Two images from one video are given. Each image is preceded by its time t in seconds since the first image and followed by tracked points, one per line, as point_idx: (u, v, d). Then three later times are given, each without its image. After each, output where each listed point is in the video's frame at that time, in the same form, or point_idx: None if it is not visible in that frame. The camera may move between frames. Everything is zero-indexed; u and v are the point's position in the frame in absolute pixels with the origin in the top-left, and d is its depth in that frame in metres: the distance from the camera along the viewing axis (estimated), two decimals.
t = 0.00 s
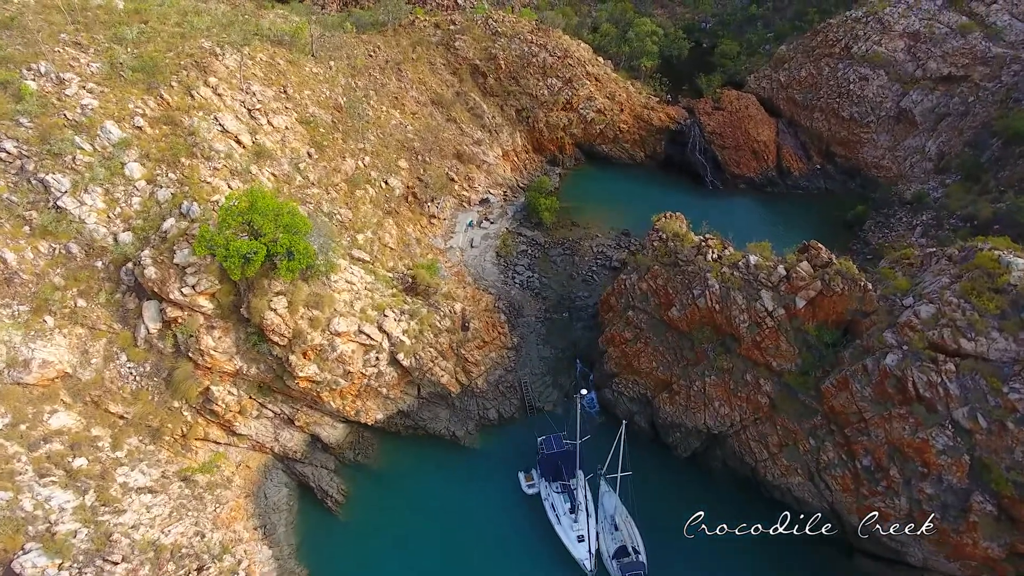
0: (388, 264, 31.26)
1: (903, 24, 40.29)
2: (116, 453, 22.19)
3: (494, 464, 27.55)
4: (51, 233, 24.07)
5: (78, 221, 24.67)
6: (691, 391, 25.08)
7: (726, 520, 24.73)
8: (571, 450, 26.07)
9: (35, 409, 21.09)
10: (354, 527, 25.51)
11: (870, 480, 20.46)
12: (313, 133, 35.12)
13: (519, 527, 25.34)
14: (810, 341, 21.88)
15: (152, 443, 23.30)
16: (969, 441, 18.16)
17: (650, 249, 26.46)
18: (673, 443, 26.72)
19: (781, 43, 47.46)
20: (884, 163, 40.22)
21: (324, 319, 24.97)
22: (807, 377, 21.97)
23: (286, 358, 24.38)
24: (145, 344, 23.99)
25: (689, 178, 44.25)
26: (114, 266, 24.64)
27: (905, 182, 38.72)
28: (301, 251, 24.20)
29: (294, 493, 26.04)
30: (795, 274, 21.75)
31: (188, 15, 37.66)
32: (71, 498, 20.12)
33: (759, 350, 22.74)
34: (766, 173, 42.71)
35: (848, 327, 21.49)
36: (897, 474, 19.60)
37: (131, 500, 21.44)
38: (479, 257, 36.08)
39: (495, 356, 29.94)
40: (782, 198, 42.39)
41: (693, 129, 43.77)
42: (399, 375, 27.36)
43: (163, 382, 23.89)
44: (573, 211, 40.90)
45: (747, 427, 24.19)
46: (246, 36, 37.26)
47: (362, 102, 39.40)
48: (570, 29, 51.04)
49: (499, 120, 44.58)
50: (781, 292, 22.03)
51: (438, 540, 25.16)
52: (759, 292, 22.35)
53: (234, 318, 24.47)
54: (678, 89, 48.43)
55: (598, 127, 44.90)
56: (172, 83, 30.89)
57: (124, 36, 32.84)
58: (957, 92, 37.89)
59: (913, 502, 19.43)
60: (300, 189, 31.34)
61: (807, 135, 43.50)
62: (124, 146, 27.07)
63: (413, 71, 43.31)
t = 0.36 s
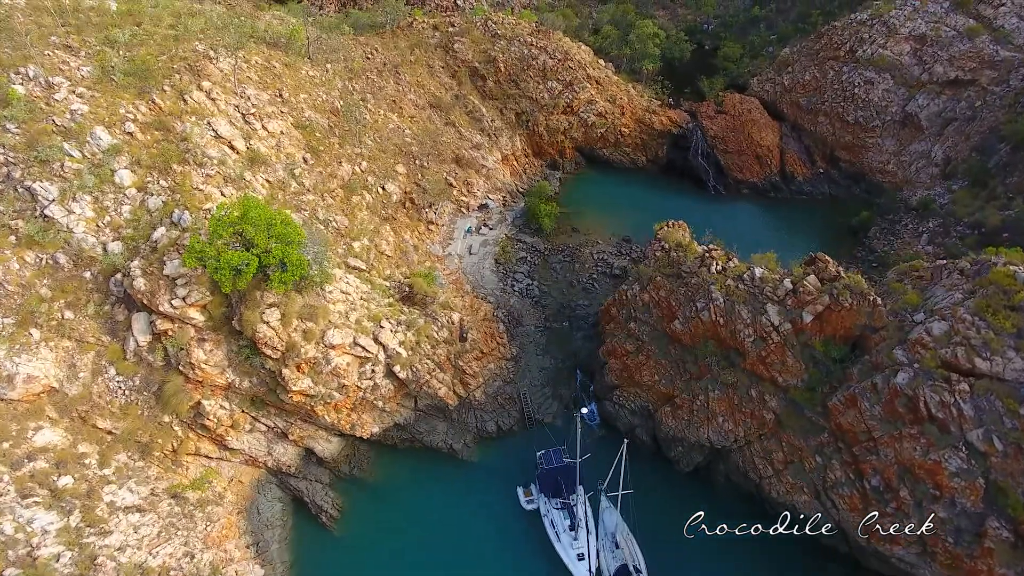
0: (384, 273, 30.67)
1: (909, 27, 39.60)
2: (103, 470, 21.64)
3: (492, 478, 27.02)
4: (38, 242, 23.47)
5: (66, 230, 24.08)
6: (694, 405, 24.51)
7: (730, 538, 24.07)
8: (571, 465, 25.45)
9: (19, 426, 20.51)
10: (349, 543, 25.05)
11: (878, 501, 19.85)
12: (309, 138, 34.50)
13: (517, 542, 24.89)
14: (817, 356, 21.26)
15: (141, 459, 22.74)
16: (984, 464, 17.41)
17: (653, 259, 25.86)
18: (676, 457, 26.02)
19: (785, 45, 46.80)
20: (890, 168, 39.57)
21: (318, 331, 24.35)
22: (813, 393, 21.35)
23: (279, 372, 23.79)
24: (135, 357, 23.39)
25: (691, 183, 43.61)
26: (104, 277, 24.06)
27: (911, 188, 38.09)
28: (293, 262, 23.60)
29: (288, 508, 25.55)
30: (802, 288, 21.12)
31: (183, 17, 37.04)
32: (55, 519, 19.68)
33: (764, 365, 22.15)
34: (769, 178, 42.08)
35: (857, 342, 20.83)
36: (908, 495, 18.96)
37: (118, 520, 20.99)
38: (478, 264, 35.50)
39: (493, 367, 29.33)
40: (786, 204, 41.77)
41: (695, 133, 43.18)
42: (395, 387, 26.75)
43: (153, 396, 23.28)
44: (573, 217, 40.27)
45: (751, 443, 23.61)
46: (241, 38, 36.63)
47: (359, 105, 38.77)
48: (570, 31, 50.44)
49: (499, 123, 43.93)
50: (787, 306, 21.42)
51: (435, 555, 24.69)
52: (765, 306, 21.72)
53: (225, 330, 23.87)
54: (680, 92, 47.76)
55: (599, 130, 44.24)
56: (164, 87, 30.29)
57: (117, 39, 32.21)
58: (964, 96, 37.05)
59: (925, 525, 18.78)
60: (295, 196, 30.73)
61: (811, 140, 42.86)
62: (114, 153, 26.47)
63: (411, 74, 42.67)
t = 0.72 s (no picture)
0: (382, 282, 30.05)
1: (916, 30, 38.87)
2: (91, 489, 21.05)
3: (492, 493, 26.47)
4: (24, 253, 22.83)
5: (54, 240, 23.45)
6: (698, 421, 23.83)
7: (735, 561, 23.44)
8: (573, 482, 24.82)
9: (3, 445, 19.90)
10: (345, 560, 24.49)
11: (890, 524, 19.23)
12: (305, 143, 33.88)
13: (517, 560, 24.33)
14: (826, 373, 20.60)
15: (131, 476, 22.15)
16: (1002, 490, 16.75)
17: (656, 271, 25.23)
18: (679, 473, 25.44)
19: (789, 48, 46.15)
20: (896, 173, 38.90)
21: (313, 345, 23.74)
22: (822, 411, 20.71)
23: (273, 387, 23.20)
24: (125, 372, 22.77)
25: (694, 188, 42.98)
26: (93, 289, 23.45)
27: (918, 194, 37.57)
28: (287, 274, 22.97)
29: (282, 524, 24.99)
30: (811, 303, 20.46)
31: (177, 19, 36.38)
32: (38, 543, 19.13)
33: (771, 381, 21.54)
34: (773, 184, 41.36)
35: (867, 359, 20.20)
36: (921, 519, 18.31)
37: (105, 542, 20.43)
38: (478, 272, 34.90)
39: (493, 379, 28.70)
40: (790, 210, 41.16)
41: (698, 138, 42.54)
42: (392, 401, 26.15)
43: (143, 411, 22.65)
44: (575, 223, 39.63)
45: (757, 460, 22.92)
46: (237, 41, 36.00)
47: (357, 109, 38.14)
48: (571, 34, 49.82)
49: (499, 127, 43.27)
50: (795, 321, 20.76)
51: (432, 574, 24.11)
52: (772, 321, 21.08)
53: (218, 343, 23.25)
54: (683, 96, 47.07)
55: (601, 134, 43.58)
56: (157, 92, 29.65)
57: (109, 42, 31.56)
58: (972, 100, 36.49)
59: (938, 550, 18.16)
60: (290, 204, 30.12)
61: (816, 144, 42.12)
62: (105, 160, 25.86)
63: (410, 77, 42.03)
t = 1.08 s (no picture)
0: (380, 291, 29.43)
1: (924, 33, 38.13)
2: (78, 510, 20.45)
3: (492, 509, 25.85)
4: (10, 265, 22.18)
5: (42, 251, 22.81)
6: (703, 437, 23.16)
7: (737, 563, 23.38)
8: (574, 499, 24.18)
9: None
10: None
11: (903, 549, 18.56)
12: (302, 149, 33.20)
13: None
14: (836, 391, 19.93)
15: (120, 495, 21.54)
16: None
17: (661, 283, 24.60)
18: (684, 490, 24.76)
19: (794, 51, 45.46)
20: (903, 179, 38.20)
21: (307, 359, 23.10)
22: (832, 431, 20.05)
23: (266, 403, 22.58)
24: (114, 387, 22.14)
25: (697, 194, 42.34)
26: (82, 301, 22.81)
27: (926, 201, 36.84)
28: (282, 287, 22.33)
29: (277, 541, 24.40)
30: (821, 320, 19.78)
31: (172, 22, 35.72)
32: (21, 568, 18.52)
33: (779, 399, 20.87)
34: (778, 189, 40.67)
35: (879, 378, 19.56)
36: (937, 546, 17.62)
37: (92, 566, 19.82)
38: (478, 280, 34.31)
39: (493, 392, 28.07)
40: (795, 216, 40.50)
41: (702, 142, 41.83)
42: (390, 415, 25.54)
43: (133, 428, 22.03)
44: (576, 230, 38.96)
45: (764, 479, 22.18)
46: (232, 44, 35.34)
47: (355, 114, 37.47)
48: (573, 36, 49.17)
49: (499, 131, 42.62)
50: (805, 338, 20.10)
51: None
52: (781, 337, 20.43)
53: (210, 358, 22.63)
54: (686, 99, 46.36)
55: (603, 139, 42.90)
56: (149, 97, 28.99)
57: (101, 46, 30.91)
58: (981, 105, 35.66)
59: None
60: (286, 212, 29.52)
61: (822, 149, 41.43)
62: (95, 168, 25.22)
63: (409, 80, 41.36)
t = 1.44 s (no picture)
0: (378, 302, 28.82)
1: (933, 37, 37.39)
2: (65, 533, 19.82)
3: (493, 527, 25.26)
4: None
5: (29, 263, 22.13)
6: (710, 455, 22.50)
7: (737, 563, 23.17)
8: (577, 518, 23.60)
9: None
10: None
11: None
12: (298, 155, 32.51)
13: None
14: (848, 411, 19.27)
15: (110, 515, 20.90)
16: None
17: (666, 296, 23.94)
18: (689, 507, 23.96)
19: (799, 54, 44.79)
20: (910, 186, 37.53)
21: (303, 375, 22.49)
22: (845, 452, 19.37)
23: (261, 420, 21.96)
24: (104, 404, 21.46)
25: (701, 199, 41.64)
26: (71, 315, 22.15)
27: (934, 207, 36.35)
28: (277, 301, 21.75)
29: (274, 559, 24.01)
30: (833, 338, 19.12)
31: (167, 25, 35.02)
32: None
33: (789, 418, 20.20)
34: (784, 195, 39.94)
35: (893, 398, 18.91)
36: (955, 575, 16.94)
37: None
38: (478, 289, 33.70)
39: (493, 405, 27.42)
40: (801, 222, 39.79)
41: (706, 147, 41.15)
42: (388, 431, 24.95)
43: (123, 446, 21.38)
44: (578, 236, 38.29)
45: (772, 499, 21.45)
46: (228, 48, 34.66)
47: (353, 118, 36.79)
48: (575, 39, 48.50)
49: (500, 136, 41.94)
50: (816, 356, 19.45)
51: None
52: (791, 355, 19.78)
53: (203, 374, 21.98)
54: (689, 103, 45.66)
55: (605, 144, 42.24)
56: (142, 103, 28.30)
57: (94, 50, 30.21)
58: (992, 110, 34.91)
59: None
60: (281, 221, 28.85)
61: (827, 154, 40.69)
62: (86, 176, 24.55)
63: (408, 84, 40.68)
